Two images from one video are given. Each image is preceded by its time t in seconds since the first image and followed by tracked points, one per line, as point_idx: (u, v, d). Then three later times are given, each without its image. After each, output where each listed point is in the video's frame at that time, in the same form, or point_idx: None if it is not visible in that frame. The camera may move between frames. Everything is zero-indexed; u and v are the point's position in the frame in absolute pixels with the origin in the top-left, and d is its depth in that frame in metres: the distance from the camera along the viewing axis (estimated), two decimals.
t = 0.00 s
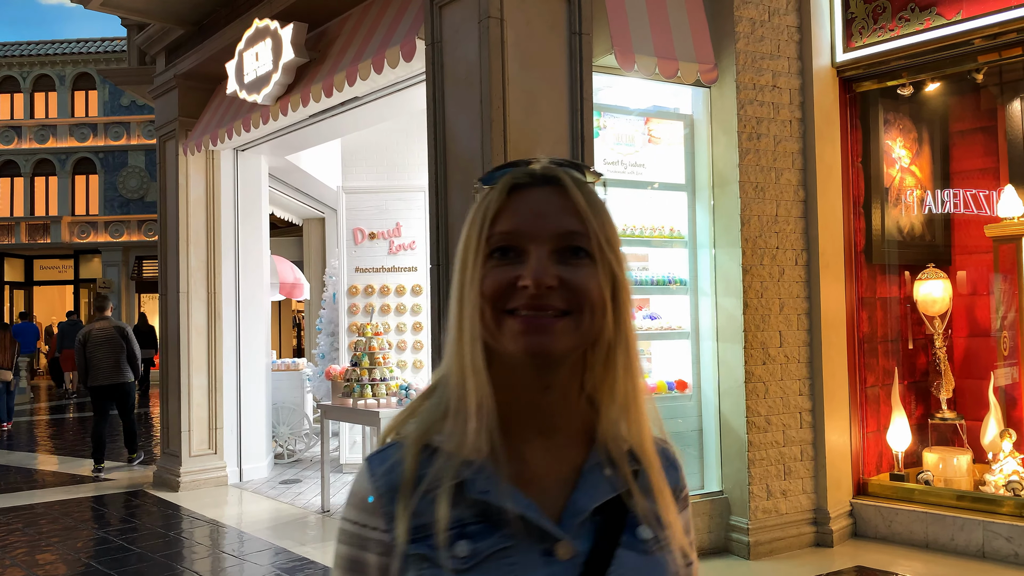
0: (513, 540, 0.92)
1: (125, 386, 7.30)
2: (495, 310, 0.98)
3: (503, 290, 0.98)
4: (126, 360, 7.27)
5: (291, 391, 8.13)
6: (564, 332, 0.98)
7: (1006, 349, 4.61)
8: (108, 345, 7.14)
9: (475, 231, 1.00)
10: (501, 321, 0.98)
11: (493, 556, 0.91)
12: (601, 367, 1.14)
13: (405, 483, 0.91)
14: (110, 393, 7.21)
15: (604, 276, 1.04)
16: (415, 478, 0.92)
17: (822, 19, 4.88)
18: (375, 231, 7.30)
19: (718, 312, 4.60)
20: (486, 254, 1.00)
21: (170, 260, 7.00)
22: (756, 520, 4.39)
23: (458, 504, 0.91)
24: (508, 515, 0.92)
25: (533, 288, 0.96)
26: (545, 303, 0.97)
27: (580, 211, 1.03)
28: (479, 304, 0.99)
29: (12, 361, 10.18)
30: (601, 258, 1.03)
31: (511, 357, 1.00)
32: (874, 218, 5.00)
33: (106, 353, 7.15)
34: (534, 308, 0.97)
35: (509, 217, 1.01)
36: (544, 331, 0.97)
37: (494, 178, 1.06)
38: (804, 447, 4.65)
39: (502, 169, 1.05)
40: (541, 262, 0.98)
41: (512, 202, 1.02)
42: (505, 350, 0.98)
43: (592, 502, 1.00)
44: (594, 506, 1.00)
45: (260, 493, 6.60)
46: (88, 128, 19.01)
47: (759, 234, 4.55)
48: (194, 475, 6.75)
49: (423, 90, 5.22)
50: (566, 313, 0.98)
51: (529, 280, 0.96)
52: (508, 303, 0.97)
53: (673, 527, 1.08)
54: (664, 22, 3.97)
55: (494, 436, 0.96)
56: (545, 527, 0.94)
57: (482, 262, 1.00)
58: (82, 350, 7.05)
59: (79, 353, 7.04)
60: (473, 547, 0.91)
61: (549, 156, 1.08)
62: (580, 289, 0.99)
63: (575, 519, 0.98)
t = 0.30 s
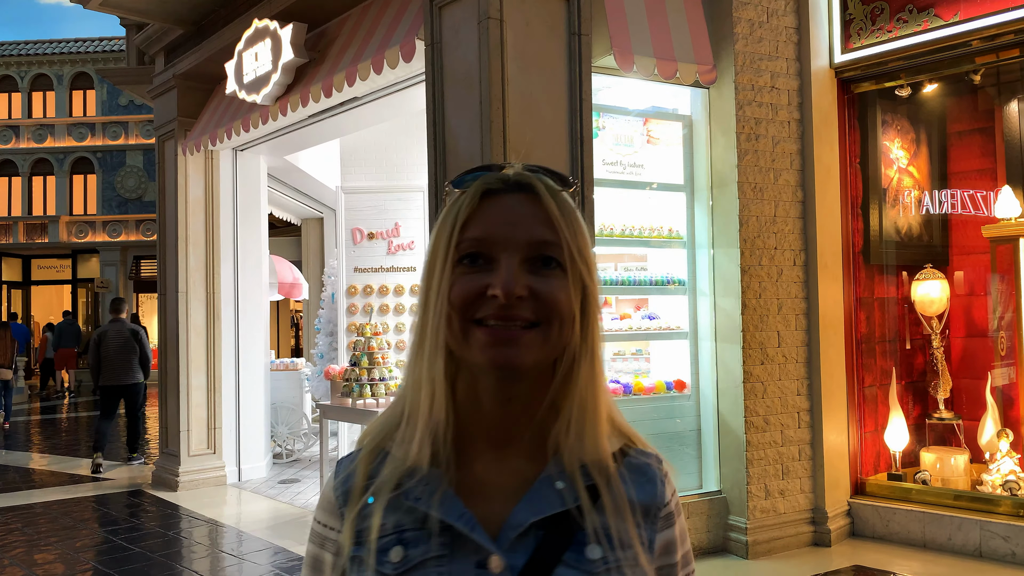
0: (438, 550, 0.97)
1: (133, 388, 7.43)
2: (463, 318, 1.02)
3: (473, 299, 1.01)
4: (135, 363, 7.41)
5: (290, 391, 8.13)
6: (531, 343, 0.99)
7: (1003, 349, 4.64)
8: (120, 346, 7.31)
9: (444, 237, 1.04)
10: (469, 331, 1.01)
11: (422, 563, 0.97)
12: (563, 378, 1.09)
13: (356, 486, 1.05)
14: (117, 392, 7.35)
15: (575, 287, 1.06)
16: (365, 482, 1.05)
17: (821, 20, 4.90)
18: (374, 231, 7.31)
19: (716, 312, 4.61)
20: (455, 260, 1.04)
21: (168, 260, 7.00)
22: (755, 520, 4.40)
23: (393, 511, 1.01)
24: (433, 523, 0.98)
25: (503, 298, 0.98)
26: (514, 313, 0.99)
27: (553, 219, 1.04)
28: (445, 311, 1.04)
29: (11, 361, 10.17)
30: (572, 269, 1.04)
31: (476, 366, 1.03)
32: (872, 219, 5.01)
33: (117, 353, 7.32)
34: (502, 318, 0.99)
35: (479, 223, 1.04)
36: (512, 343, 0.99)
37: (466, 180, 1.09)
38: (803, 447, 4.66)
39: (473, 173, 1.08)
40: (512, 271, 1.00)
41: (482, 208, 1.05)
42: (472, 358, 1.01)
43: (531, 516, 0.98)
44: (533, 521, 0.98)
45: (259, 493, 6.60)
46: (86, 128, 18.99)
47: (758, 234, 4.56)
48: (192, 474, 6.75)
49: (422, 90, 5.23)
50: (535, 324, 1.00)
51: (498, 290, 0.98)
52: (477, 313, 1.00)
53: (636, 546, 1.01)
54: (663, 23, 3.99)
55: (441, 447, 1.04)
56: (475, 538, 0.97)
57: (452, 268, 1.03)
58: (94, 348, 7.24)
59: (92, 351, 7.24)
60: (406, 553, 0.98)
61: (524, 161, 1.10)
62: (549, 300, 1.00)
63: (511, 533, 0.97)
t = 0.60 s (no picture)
0: (417, 560, 0.97)
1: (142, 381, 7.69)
2: (455, 332, 0.98)
3: (465, 314, 0.97)
4: (143, 356, 7.68)
5: (290, 391, 8.13)
6: (524, 359, 0.94)
7: (1004, 350, 4.65)
8: (127, 341, 7.62)
9: (434, 250, 1.02)
10: (461, 346, 0.97)
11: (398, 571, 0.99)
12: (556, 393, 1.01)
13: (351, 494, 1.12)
14: (128, 386, 7.64)
15: (569, 297, 1.00)
16: (358, 490, 1.13)
17: (823, 21, 4.90)
18: (375, 231, 7.31)
19: (718, 313, 4.61)
20: (445, 274, 1.01)
21: (169, 259, 7.00)
22: (756, 520, 4.40)
23: (375, 519, 1.05)
24: (407, 531, 1.00)
25: (494, 313, 0.93)
26: (507, 329, 0.93)
27: (544, 229, 0.99)
28: (438, 326, 1.03)
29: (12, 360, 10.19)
30: (565, 279, 0.98)
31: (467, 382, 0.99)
32: (874, 220, 5.00)
33: (125, 348, 7.62)
34: (494, 333, 0.94)
35: (468, 236, 1.00)
36: (505, 359, 0.94)
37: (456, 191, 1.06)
38: (804, 448, 4.66)
39: (463, 182, 1.06)
40: (503, 285, 0.95)
41: (473, 219, 1.02)
42: (465, 375, 0.97)
43: (505, 531, 0.93)
44: (508, 535, 0.93)
45: (259, 493, 6.60)
46: (86, 127, 18.98)
47: (760, 235, 4.56)
48: (193, 474, 6.75)
49: (424, 91, 5.23)
50: (530, 339, 0.94)
51: (490, 304, 0.93)
52: (467, 328, 0.96)
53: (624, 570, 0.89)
54: (666, 24, 3.99)
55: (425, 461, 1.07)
56: (447, 550, 0.95)
57: (442, 282, 1.01)
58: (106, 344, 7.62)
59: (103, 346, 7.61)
60: (385, 559, 1.00)
61: (515, 171, 1.06)
62: (543, 314, 0.94)
63: (484, 547, 0.93)
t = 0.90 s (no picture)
0: (410, 566, 0.97)
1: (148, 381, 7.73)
2: (450, 330, 0.97)
3: (460, 312, 0.96)
4: (148, 357, 7.68)
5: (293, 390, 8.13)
6: (520, 356, 0.93)
7: (1007, 349, 4.64)
8: (132, 342, 7.64)
9: (426, 246, 1.02)
10: (457, 345, 0.96)
11: None
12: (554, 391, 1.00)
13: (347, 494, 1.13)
14: (133, 386, 7.69)
15: (566, 291, 0.99)
16: (352, 490, 1.14)
17: (827, 20, 4.89)
18: (377, 231, 7.31)
19: (722, 312, 4.61)
20: (439, 271, 1.01)
21: (172, 259, 7.00)
22: (760, 520, 4.40)
23: (370, 522, 1.05)
24: (400, 538, 0.99)
25: (489, 309, 0.92)
26: (502, 326, 0.93)
27: (536, 222, 0.99)
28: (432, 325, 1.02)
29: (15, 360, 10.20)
30: (561, 273, 0.97)
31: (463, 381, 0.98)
32: (878, 219, 4.99)
33: (130, 348, 7.63)
34: (490, 331, 0.93)
35: (460, 231, 1.00)
36: (502, 356, 0.93)
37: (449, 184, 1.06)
38: (808, 447, 4.65)
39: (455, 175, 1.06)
40: (497, 280, 0.94)
41: (463, 214, 1.02)
42: (462, 374, 0.96)
43: (499, 541, 0.92)
44: (502, 546, 0.91)
45: (262, 492, 6.60)
46: (88, 126, 18.99)
47: (763, 234, 4.56)
48: (196, 474, 6.76)
49: (426, 90, 5.23)
50: (526, 336, 0.93)
51: (484, 300, 0.93)
52: (463, 327, 0.96)
53: None
54: (670, 23, 3.98)
55: (419, 464, 1.07)
56: (439, 558, 0.95)
57: (435, 279, 1.01)
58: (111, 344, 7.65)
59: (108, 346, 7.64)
60: (378, 564, 1.01)
61: (506, 163, 1.06)
62: (538, 310, 0.94)
63: (477, 557, 0.92)
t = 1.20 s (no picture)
0: (434, 564, 0.93)
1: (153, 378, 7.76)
2: (451, 337, 0.97)
3: (462, 320, 0.96)
4: (152, 354, 7.69)
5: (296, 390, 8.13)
6: (522, 363, 0.93)
7: (1012, 348, 4.63)
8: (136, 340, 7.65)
9: (428, 250, 1.01)
10: (459, 352, 0.96)
11: None
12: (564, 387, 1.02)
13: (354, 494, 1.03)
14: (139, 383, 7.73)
15: (573, 292, 0.99)
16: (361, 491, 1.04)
17: (831, 18, 4.87)
18: (381, 230, 7.31)
19: (727, 311, 4.60)
20: (442, 274, 1.00)
21: (176, 259, 7.00)
22: (765, 520, 4.38)
23: (387, 523, 0.98)
24: (427, 536, 0.94)
25: (488, 320, 0.92)
26: (503, 334, 0.92)
27: (539, 223, 0.98)
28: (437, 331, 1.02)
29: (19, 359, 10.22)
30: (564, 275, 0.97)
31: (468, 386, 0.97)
32: (883, 218, 4.97)
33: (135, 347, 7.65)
34: (491, 339, 0.93)
35: (461, 235, 0.99)
36: (503, 365, 0.93)
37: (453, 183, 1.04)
38: (813, 446, 4.64)
39: (467, 167, 1.03)
40: (497, 288, 0.94)
41: (465, 216, 1.00)
42: (465, 380, 0.96)
43: (529, 532, 0.92)
44: (531, 536, 0.92)
45: (266, 492, 6.60)
46: (91, 126, 19.01)
47: (768, 233, 4.55)
48: (200, 473, 6.76)
49: (430, 90, 5.24)
50: (528, 343, 0.93)
51: (484, 311, 0.92)
52: (464, 333, 0.95)
53: (642, 563, 0.93)
54: (674, 21, 3.97)
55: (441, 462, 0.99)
56: (470, 552, 0.92)
57: (438, 284, 1.00)
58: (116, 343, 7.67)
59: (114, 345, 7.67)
60: (399, 564, 0.95)
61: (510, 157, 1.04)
62: (539, 317, 0.93)
63: (507, 549, 0.91)
